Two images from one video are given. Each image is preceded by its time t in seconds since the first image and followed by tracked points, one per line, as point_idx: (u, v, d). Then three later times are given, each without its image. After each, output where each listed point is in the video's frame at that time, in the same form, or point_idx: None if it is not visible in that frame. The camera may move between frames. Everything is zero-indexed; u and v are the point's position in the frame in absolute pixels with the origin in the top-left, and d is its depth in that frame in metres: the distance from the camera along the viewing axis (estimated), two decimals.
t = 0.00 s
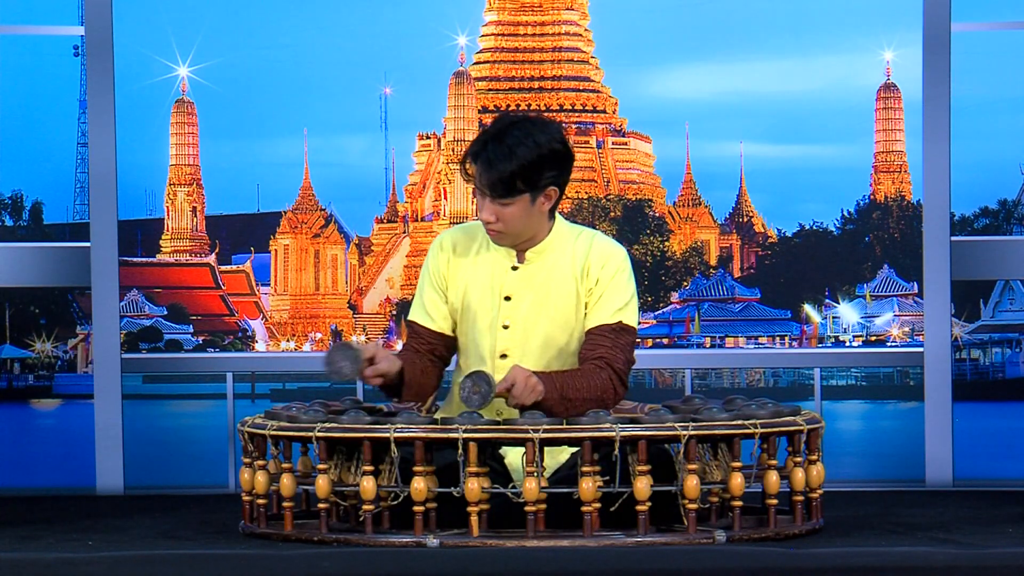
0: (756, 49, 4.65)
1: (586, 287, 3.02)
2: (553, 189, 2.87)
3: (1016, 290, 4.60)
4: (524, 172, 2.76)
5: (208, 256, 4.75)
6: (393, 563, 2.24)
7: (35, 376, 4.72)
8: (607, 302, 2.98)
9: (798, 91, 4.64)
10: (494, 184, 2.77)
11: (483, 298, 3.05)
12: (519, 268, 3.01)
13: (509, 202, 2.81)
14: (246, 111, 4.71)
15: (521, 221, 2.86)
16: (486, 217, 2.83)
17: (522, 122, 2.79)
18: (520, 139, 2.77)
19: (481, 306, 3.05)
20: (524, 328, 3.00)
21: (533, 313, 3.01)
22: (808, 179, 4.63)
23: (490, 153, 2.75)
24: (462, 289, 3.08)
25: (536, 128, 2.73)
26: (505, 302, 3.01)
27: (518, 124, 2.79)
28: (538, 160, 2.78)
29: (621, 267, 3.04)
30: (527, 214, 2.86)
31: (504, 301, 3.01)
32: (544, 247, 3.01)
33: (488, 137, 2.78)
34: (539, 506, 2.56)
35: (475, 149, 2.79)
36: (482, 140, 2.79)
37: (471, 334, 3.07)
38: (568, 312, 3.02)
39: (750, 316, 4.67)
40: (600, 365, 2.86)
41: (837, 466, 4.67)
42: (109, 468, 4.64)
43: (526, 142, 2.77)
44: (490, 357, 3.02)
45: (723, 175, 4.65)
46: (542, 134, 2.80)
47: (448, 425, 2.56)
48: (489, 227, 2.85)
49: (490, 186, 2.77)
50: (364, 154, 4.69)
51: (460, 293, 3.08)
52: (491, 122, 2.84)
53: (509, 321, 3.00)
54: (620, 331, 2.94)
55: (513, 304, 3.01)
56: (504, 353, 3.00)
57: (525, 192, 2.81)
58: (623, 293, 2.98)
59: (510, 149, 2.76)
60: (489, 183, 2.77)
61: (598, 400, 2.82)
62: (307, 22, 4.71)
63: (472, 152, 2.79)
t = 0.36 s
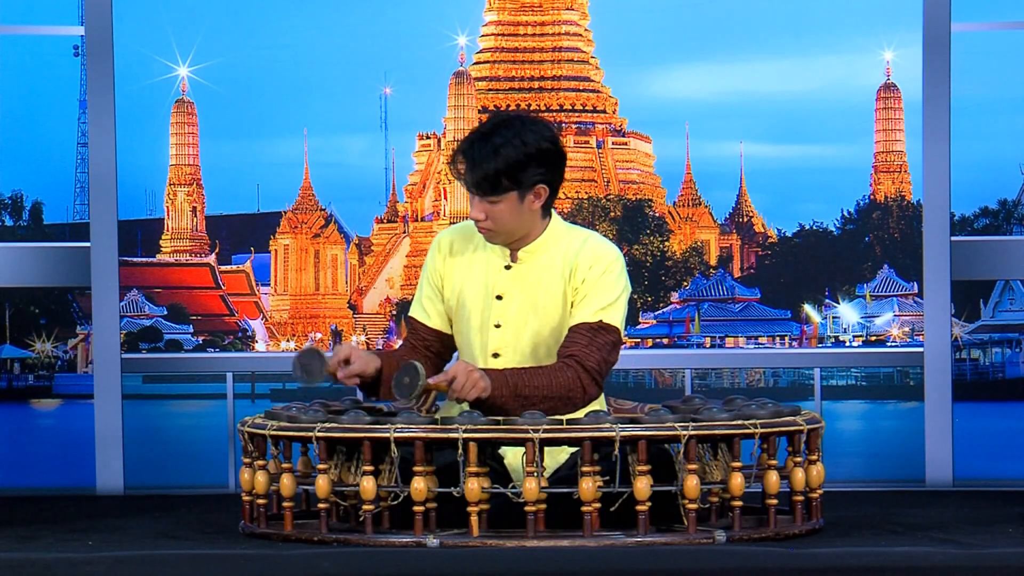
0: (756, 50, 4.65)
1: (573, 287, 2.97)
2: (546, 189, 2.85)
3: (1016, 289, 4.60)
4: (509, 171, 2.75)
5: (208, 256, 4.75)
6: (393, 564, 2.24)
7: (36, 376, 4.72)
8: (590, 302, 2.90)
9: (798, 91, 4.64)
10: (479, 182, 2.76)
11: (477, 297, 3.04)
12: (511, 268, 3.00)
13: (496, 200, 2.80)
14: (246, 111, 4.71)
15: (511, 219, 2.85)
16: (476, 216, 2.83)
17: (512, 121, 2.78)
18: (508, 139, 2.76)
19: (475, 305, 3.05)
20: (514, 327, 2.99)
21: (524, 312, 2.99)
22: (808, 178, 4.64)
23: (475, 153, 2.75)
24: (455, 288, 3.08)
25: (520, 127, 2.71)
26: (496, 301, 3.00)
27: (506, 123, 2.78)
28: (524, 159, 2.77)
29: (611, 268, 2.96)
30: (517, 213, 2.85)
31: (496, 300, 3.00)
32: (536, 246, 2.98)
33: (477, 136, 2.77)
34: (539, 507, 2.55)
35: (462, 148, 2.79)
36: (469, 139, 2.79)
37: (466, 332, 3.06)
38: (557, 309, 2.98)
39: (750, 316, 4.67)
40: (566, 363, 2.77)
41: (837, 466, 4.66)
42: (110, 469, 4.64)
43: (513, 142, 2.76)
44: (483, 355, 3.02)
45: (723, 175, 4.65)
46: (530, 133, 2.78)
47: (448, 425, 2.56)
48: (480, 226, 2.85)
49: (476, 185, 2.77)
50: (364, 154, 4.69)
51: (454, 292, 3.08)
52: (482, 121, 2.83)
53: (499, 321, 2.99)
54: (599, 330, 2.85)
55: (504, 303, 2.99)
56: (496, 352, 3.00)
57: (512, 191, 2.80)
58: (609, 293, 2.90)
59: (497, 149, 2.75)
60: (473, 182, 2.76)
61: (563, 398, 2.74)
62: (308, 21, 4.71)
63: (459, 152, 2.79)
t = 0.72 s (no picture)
0: (757, 49, 4.65)
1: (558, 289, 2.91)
2: (539, 189, 2.85)
3: (1016, 289, 4.60)
4: (499, 169, 2.76)
5: (208, 256, 4.75)
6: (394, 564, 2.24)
7: (35, 376, 4.72)
8: (567, 305, 2.85)
9: (798, 91, 4.64)
10: (469, 180, 2.77)
11: (472, 297, 3.02)
12: (504, 268, 2.97)
13: (487, 199, 2.80)
14: (247, 111, 4.71)
15: (504, 219, 2.84)
16: (468, 215, 2.84)
17: (502, 121, 2.79)
18: (498, 138, 2.77)
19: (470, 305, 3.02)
20: (505, 328, 2.95)
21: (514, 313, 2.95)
22: (808, 178, 4.64)
23: (465, 151, 2.77)
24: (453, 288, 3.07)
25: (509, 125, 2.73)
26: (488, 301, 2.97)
27: (497, 122, 2.80)
28: (514, 158, 2.77)
29: (596, 272, 2.91)
30: (509, 212, 2.84)
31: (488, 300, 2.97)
32: (528, 247, 2.95)
33: (468, 136, 2.79)
34: (539, 506, 2.55)
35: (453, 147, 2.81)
36: (461, 139, 2.81)
37: (464, 332, 3.04)
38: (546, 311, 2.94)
39: (750, 316, 4.67)
40: (520, 365, 2.75)
41: (837, 466, 4.67)
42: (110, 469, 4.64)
43: (503, 140, 2.78)
44: (476, 354, 2.99)
45: (723, 175, 4.65)
46: (520, 132, 2.79)
47: (448, 425, 2.56)
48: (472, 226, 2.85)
49: (467, 183, 2.78)
50: (364, 154, 4.69)
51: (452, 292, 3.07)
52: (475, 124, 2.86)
53: (490, 321, 2.96)
54: (564, 333, 2.81)
55: (495, 303, 2.96)
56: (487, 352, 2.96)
57: (503, 190, 2.80)
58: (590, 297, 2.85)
59: (486, 147, 2.77)
60: (463, 181, 2.78)
61: (510, 399, 2.72)
62: (308, 21, 4.71)
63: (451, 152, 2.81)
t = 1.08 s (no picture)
0: (756, 49, 4.64)
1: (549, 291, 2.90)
2: (532, 186, 2.84)
3: (1016, 290, 4.60)
4: (491, 170, 2.75)
5: (208, 256, 4.75)
6: (394, 563, 2.24)
7: (35, 376, 4.72)
8: (561, 305, 2.84)
9: (798, 91, 4.64)
10: (463, 183, 2.77)
11: (469, 296, 3.04)
12: (498, 268, 2.97)
13: (481, 200, 2.80)
14: (246, 111, 4.71)
15: (498, 218, 2.84)
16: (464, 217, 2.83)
17: (491, 121, 2.77)
18: (489, 139, 2.76)
19: (467, 304, 3.04)
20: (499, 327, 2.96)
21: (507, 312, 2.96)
22: (808, 179, 4.64)
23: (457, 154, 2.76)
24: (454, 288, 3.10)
25: (499, 125, 2.71)
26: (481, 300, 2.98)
27: (487, 122, 2.78)
28: (506, 158, 2.76)
29: (588, 272, 2.89)
30: (504, 211, 2.84)
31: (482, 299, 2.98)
32: (520, 247, 2.94)
33: (459, 137, 2.78)
34: (539, 507, 2.55)
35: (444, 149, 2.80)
36: (451, 141, 2.79)
37: (463, 331, 3.06)
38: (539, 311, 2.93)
39: (750, 316, 4.67)
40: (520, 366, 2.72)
41: (837, 466, 4.67)
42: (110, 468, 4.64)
43: (495, 141, 2.76)
44: (474, 355, 3.00)
45: (723, 175, 4.65)
46: (510, 132, 2.78)
47: (447, 425, 2.56)
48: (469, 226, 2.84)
49: (461, 186, 2.77)
50: (365, 154, 4.69)
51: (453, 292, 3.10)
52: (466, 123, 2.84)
53: (484, 320, 2.96)
54: (559, 335, 2.78)
55: (488, 303, 2.97)
56: (482, 351, 2.98)
57: (496, 190, 2.79)
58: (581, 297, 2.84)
59: (478, 150, 2.75)
60: (456, 183, 2.77)
61: (509, 399, 2.68)
62: (307, 21, 4.71)
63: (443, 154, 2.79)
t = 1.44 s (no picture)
0: (756, 49, 4.65)
1: (559, 289, 2.93)
2: (535, 176, 2.87)
3: (1016, 290, 4.60)
4: (505, 165, 2.75)
5: (208, 256, 4.75)
6: (393, 563, 2.24)
7: (35, 376, 4.72)
8: (574, 305, 2.87)
9: (798, 91, 4.64)
10: (477, 180, 2.76)
11: (467, 297, 3.03)
12: (499, 267, 2.98)
13: (493, 195, 2.80)
14: (247, 111, 4.71)
15: (508, 213, 2.85)
16: (475, 215, 2.82)
17: (497, 116, 2.77)
18: (498, 134, 2.76)
19: (465, 304, 3.04)
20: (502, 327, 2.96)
21: (512, 312, 2.96)
22: (809, 178, 4.64)
23: (468, 151, 2.74)
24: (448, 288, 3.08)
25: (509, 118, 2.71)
26: (484, 301, 2.98)
27: (490, 117, 2.77)
28: (516, 151, 2.77)
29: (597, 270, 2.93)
30: (513, 205, 2.85)
31: (484, 299, 2.98)
32: (523, 245, 2.96)
33: (465, 135, 2.76)
34: (539, 507, 2.55)
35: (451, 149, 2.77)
36: (456, 139, 2.78)
37: (460, 331, 3.05)
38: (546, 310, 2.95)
39: (750, 316, 4.67)
40: (551, 366, 2.75)
41: (837, 466, 4.67)
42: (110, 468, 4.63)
43: (504, 135, 2.76)
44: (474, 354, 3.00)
45: (723, 175, 4.65)
46: (515, 125, 2.78)
47: (447, 425, 2.56)
48: (480, 225, 2.84)
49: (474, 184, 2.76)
50: (365, 154, 4.69)
51: (446, 293, 3.08)
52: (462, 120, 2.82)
53: (487, 320, 2.96)
54: (584, 335, 2.82)
55: (492, 303, 2.97)
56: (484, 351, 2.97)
57: (508, 183, 2.80)
58: (595, 297, 2.87)
59: (490, 145, 2.74)
60: (470, 179, 2.76)
61: (545, 400, 2.71)
62: (308, 21, 4.71)
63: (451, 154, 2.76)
